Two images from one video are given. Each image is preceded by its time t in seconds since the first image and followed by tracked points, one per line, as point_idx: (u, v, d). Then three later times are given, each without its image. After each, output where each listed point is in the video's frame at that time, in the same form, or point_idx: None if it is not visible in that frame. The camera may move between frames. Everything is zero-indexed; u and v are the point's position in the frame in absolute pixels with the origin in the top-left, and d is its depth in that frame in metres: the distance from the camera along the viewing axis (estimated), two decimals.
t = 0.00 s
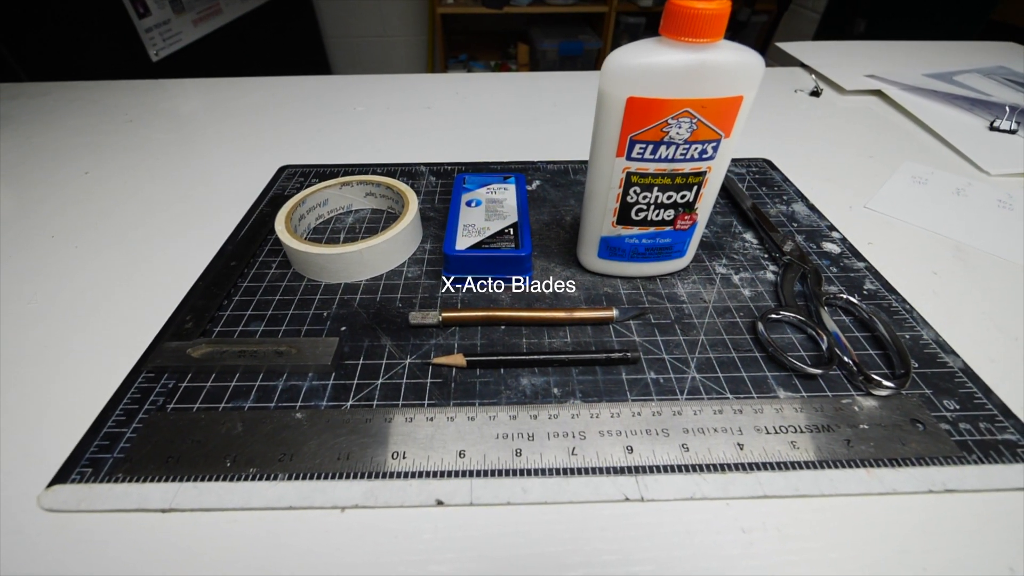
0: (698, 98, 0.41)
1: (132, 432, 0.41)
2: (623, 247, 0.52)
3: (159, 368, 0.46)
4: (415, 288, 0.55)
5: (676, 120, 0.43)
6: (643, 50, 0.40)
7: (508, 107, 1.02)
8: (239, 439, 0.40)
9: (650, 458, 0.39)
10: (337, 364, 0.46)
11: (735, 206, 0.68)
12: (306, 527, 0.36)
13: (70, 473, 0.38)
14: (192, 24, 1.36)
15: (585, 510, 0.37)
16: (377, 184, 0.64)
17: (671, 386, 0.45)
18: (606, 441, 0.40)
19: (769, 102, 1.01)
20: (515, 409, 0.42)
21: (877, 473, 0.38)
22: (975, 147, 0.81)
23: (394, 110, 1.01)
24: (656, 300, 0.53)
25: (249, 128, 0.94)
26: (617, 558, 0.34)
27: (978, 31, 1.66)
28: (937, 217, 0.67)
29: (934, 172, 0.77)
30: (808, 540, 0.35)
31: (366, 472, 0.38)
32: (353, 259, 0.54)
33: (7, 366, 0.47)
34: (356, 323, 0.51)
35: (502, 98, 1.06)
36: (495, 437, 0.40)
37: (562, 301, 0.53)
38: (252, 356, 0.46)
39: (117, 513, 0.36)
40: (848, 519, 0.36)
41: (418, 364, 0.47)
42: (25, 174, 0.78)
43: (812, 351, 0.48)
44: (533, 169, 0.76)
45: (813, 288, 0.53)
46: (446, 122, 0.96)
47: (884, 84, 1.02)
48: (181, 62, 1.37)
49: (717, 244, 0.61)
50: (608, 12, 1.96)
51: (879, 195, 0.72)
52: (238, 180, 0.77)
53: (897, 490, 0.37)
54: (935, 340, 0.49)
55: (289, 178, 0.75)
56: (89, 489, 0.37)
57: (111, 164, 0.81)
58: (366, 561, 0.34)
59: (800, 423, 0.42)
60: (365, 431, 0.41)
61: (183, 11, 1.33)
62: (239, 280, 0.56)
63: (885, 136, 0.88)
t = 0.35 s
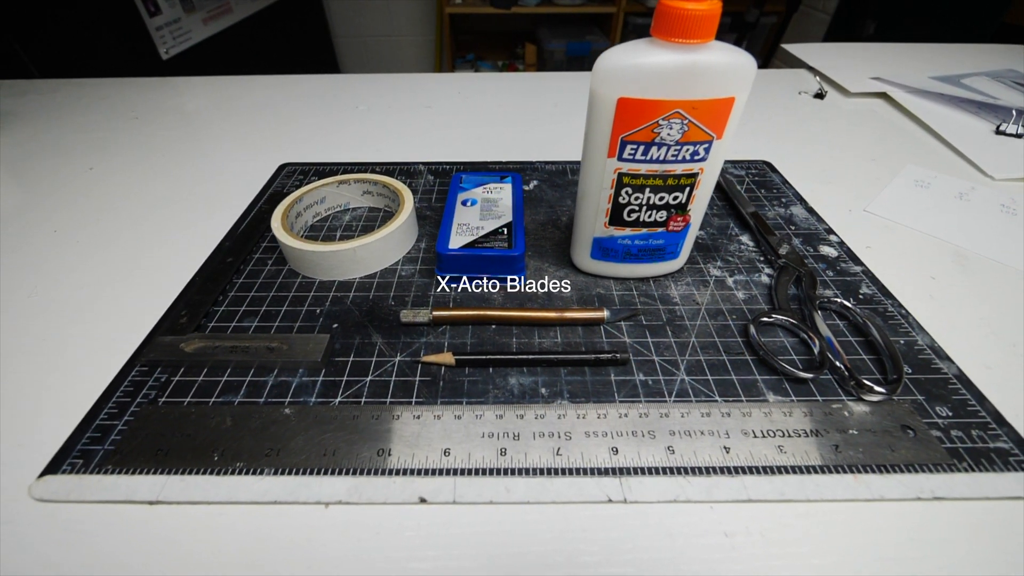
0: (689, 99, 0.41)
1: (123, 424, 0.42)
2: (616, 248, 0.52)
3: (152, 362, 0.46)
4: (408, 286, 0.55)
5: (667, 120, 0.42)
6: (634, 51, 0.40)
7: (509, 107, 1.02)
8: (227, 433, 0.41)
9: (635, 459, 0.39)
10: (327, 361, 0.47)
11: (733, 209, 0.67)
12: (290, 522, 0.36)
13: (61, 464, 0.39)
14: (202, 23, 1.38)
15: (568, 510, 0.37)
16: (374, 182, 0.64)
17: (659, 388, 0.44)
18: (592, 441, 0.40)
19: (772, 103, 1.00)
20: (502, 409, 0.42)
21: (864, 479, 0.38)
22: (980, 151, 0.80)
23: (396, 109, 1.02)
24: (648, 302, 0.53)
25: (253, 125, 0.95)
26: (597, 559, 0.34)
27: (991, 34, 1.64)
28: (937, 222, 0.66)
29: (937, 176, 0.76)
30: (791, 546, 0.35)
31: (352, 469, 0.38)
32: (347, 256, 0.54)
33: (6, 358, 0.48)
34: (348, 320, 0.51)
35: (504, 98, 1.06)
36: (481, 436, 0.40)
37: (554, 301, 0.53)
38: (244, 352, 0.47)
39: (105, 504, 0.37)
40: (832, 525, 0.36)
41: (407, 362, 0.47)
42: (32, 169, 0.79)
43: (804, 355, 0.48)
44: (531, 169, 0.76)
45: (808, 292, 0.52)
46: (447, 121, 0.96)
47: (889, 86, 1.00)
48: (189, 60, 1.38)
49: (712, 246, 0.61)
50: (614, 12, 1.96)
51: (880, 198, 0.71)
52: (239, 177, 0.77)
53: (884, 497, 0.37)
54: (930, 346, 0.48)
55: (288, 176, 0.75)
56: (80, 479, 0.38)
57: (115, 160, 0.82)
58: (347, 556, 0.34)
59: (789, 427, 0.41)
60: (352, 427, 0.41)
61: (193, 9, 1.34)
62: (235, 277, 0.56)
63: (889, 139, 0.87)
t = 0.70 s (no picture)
0: (680, 100, 0.41)
1: (115, 417, 0.42)
2: (608, 249, 0.52)
3: (146, 355, 0.47)
4: (401, 284, 0.55)
5: (658, 121, 0.42)
6: (625, 51, 0.40)
7: (511, 107, 1.02)
8: (216, 428, 0.41)
9: (620, 461, 0.39)
10: (318, 357, 0.47)
11: (730, 210, 0.67)
12: (274, 516, 0.36)
13: (53, 455, 0.39)
14: (210, 21, 1.38)
15: (551, 510, 0.37)
16: (371, 181, 0.64)
17: (648, 389, 0.44)
18: (577, 442, 0.40)
19: (775, 105, 0.99)
20: (489, 408, 0.42)
21: (851, 485, 0.37)
22: (985, 155, 0.79)
23: (397, 108, 1.02)
24: (640, 303, 0.53)
25: (255, 123, 0.95)
26: (579, 560, 0.34)
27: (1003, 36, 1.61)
28: (939, 226, 0.65)
29: (940, 180, 0.75)
30: (774, 551, 0.34)
31: (337, 464, 0.39)
32: (340, 254, 0.55)
33: (4, 350, 0.49)
34: (341, 317, 0.51)
35: (506, 98, 1.06)
36: (467, 434, 0.40)
37: (546, 301, 0.53)
38: (236, 347, 0.47)
39: (95, 496, 0.37)
40: (817, 530, 0.35)
41: (397, 359, 0.47)
42: (38, 165, 0.80)
43: (796, 359, 0.47)
44: (529, 169, 0.76)
45: (802, 295, 0.52)
46: (448, 121, 0.97)
47: (895, 89, 0.99)
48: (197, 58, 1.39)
49: (708, 248, 0.61)
50: (621, 12, 1.95)
51: (880, 202, 0.70)
52: (239, 174, 0.78)
53: (871, 503, 0.37)
54: (925, 352, 0.48)
55: (287, 174, 0.76)
56: (71, 470, 0.38)
57: (119, 157, 0.83)
58: (330, 551, 0.35)
59: (777, 431, 0.41)
60: (339, 424, 0.41)
61: (201, 8, 1.34)
62: (230, 273, 0.57)
63: (893, 142, 0.86)
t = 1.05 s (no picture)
0: (671, 101, 0.41)
1: (108, 410, 0.43)
2: (601, 249, 0.52)
3: (140, 350, 0.47)
4: (395, 283, 0.56)
5: (650, 122, 0.42)
6: (616, 51, 0.40)
7: (512, 107, 1.02)
8: (206, 422, 0.42)
9: (606, 462, 0.39)
10: (309, 354, 0.47)
11: (727, 213, 0.67)
12: (260, 510, 0.37)
13: (46, 446, 0.40)
14: (219, 20, 1.40)
15: (534, 510, 0.37)
16: (368, 179, 0.65)
17: (636, 391, 0.44)
18: (564, 442, 0.40)
19: (778, 107, 0.98)
20: (477, 407, 0.42)
21: (839, 490, 0.37)
22: (990, 160, 0.78)
23: (399, 107, 1.03)
24: (633, 304, 0.53)
25: (258, 121, 0.96)
26: (561, 559, 0.34)
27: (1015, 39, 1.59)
28: (940, 231, 0.64)
29: (943, 184, 0.74)
30: (758, 555, 0.34)
31: (324, 460, 0.39)
32: (335, 252, 0.55)
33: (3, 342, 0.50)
34: (334, 315, 0.52)
35: (507, 98, 1.06)
36: (454, 433, 0.41)
37: (538, 301, 0.53)
38: (229, 343, 0.48)
39: (85, 486, 0.38)
40: (802, 535, 0.35)
41: (388, 357, 0.47)
42: (43, 161, 0.81)
43: (788, 363, 0.47)
44: (527, 169, 0.76)
45: (796, 298, 0.51)
46: (449, 120, 0.97)
47: (901, 91, 0.98)
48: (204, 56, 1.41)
49: (703, 250, 0.60)
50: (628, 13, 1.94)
51: (881, 206, 0.69)
52: (240, 171, 0.79)
53: (857, 509, 0.36)
54: (919, 357, 0.47)
55: (287, 172, 0.77)
56: (63, 462, 0.39)
57: (122, 153, 0.84)
58: (313, 547, 0.35)
59: (765, 435, 0.41)
60: (329, 419, 0.42)
61: (210, 6, 1.36)
62: (226, 269, 0.57)
63: (897, 145, 0.85)
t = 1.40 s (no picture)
0: (662, 102, 0.41)
1: (102, 403, 0.43)
2: (594, 250, 0.52)
3: (136, 344, 0.48)
4: (389, 281, 0.56)
5: (641, 123, 0.42)
6: (607, 52, 0.40)
7: (513, 106, 1.02)
8: (198, 416, 0.42)
9: (592, 462, 0.39)
10: (301, 351, 0.48)
11: (725, 215, 0.66)
12: (246, 504, 0.37)
13: (40, 437, 0.40)
14: (227, 19, 1.41)
15: (519, 509, 0.37)
16: (366, 177, 0.65)
17: (626, 392, 0.44)
18: (550, 442, 0.40)
19: (781, 109, 0.98)
20: (465, 405, 0.43)
21: (826, 495, 0.37)
22: (994, 164, 0.77)
23: (400, 106, 1.03)
24: (626, 305, 0.52)
25: (260, 119, 0.97)
26: (544, 559, 0.34)
27: None
28: (940, 235, 0.63)
29: (945, 188, 0.73)
30: (741, 558, 0.34)
31: (312, 456, 0.39)
32: (330, 249, 0.55)
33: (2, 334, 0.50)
34: (327, 312, 0.52)
35: (509, 98, 1.06)
36: (442, 431, 0.41)
37: (531, 301, 0.53)
38: (223, 338, 0.48)
39: (76, 478, 0.38)
40: (787, 540, 0.35)
41: (379, 355, 0.47)
42: (49, 157, 0.83)
43: (780, 367, 0.47)
44: (525, 169, 0.76)
45: (790, 302, 0.51)
46: (449, 120, 0.97)
47: (906, 94, 0.97)
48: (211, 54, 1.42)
49: (699, 252, 0.60)
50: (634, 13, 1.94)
51: (881, 209, 0.69)
52: (240, 169, 0.79)
53: (844, 515, 0.36)
54: (914, 363, 0.47)
55: (287, 169, 0.77)
56: (55, 453, 0.39)
57: (126, 150, 0.85)
58: (298, 541, 0.35)
59: (753, 438, 0.40)
60: (318, 415, 0.42)
61: (219, 6, 1.37)
62: (223, 266, 0.58)
63: (900, 148, 0.84)
